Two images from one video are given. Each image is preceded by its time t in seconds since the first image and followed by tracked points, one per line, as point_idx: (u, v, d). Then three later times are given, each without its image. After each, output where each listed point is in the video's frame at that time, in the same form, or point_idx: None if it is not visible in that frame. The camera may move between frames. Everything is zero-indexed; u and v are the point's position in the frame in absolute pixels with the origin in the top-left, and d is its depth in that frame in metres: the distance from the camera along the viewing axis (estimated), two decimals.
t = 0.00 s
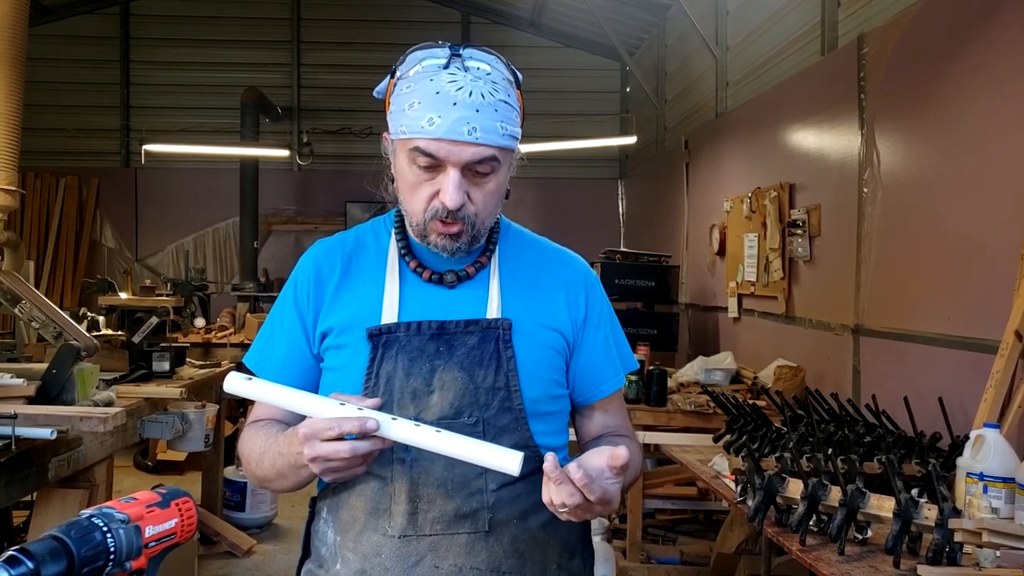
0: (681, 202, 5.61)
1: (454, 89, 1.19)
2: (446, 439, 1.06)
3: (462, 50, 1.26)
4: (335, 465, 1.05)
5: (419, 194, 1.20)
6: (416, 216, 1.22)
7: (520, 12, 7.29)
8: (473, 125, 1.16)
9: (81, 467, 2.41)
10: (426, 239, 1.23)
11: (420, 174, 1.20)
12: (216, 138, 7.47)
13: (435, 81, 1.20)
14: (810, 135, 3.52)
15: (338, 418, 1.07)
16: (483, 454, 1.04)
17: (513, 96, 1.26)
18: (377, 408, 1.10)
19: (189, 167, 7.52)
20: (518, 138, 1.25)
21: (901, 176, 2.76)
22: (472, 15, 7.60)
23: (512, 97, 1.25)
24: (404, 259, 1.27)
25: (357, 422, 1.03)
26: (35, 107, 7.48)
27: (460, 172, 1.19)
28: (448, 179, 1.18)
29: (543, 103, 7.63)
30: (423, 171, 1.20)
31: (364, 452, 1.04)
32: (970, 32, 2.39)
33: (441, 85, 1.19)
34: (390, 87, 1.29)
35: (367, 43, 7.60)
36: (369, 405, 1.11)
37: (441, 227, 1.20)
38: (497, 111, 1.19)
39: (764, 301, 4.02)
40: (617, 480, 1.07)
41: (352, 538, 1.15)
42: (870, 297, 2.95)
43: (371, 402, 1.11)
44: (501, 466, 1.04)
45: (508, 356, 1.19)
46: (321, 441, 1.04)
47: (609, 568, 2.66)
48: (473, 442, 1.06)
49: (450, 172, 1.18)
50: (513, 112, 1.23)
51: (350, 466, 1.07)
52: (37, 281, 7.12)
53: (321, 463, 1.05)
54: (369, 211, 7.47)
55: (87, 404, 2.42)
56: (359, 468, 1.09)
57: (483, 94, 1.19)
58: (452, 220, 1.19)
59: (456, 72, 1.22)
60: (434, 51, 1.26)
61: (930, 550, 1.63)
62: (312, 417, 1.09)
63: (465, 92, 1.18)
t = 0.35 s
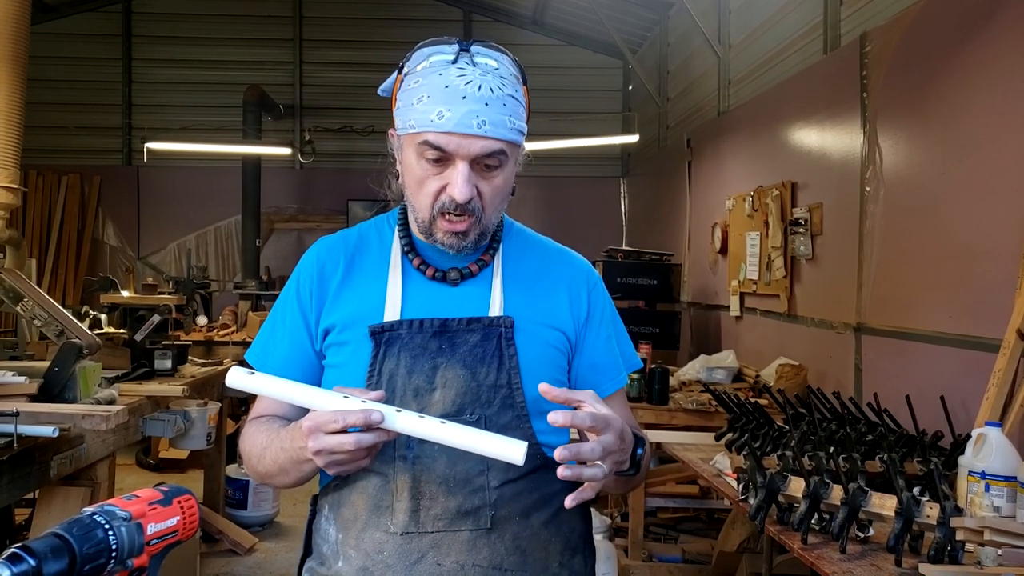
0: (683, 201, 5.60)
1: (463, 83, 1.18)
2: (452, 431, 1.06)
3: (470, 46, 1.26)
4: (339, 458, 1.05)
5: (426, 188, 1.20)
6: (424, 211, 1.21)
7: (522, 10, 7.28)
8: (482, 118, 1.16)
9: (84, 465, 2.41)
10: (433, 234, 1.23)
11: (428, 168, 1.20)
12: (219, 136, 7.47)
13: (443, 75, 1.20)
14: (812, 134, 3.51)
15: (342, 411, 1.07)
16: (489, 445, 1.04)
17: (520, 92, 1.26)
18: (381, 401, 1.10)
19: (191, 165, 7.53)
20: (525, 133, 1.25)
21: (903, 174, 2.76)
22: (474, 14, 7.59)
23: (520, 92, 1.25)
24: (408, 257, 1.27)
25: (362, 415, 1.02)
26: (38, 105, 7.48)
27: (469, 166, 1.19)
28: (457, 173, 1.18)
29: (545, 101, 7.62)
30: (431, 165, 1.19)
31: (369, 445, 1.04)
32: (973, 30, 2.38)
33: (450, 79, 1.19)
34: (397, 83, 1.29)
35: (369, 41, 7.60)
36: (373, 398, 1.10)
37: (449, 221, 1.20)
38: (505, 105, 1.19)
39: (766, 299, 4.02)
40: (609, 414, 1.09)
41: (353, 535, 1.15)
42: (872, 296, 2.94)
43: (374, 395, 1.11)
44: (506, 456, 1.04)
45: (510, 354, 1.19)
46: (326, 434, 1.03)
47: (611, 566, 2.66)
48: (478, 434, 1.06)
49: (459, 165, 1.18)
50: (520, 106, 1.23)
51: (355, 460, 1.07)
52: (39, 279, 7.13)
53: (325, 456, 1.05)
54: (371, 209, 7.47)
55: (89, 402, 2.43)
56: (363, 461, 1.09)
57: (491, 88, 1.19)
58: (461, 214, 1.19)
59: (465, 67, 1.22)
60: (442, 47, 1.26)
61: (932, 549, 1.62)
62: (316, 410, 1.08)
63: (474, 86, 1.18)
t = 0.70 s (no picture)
0: (683, 200, 5.60)
1: (477, 66, 1.20)
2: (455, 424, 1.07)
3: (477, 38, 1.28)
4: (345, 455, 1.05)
5: (437, 172, 1.19)
6: (431, 196, 1.20)
7: (522, 9, 7.28)
8: (497, 100, 1.18)
9: (84, 465, 2.42)
10: (439, 224, 1.21)
11: (438, 150, 1.20)
12: (219, 135, 7.47)
13: (456, 59, 1.21)
14: (813, 133, 3.51)
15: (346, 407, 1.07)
16: (495, 434, 1.05)
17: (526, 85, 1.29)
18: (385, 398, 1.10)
19: (191, 165, 7.53)
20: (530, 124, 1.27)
21: (904, 174, 2.76)
22: (474, 13, 7.59)
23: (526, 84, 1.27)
24: (407, 256, 1.27)
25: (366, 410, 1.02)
26: (38, 105, 7.48)
27: (481, 148, 1.19)
28: (470, 154, 1.18)
29: (545, 101, 7.62)
30: (443, 147, 1.19)
31: (375, 440, 1.04)
32: (973, 29, 2.38)
33: (464, 63, 1.20)
34: (403, 74, 1.30)
35: (370, 40, 7.60)
36: (377, 393, 1.10)
37: (458, 208, 1.20)
38: (516, 91, 1.21)
39: (766, 299, 4.02)
40: (592, 435, 1.05)
41: (353, 535, 1.15)
42: (872, 295, 2.94)
43: (378, 391, 1.10)
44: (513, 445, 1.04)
45: (509, 354, 1.19)
46: (331, 432, 1.03)
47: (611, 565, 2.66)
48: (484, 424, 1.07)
49: (472, 146, 1.18)
50: (527, 96, 1.26)
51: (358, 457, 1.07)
52: (39, 278, 7.14)
53: (332, 453, 1.04)
54: (371, 209, 7.47)
55: (90, 402, 2.43)
56: (369, 457, 1.09)
57: (504, 73, 1.21)
58: (471, 198, 1.19)
59: (476, 54, 1.24)
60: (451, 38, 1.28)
61: (931, 549, 1.62)
62: (320, 407, 1.08)
63: (487, 69, 1.20)
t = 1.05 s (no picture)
0: (683, 198, 5.60)
1: (469, 61, 1.20)
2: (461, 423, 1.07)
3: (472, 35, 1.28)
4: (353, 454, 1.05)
5: (430, 167, 1.19)
6: (427, 192, 1.20)
7: (522, 8, 7.27)
8: (487, 93, 1.18)
9: (84, 463, 2.42)
10: (435, 219, 1.22)
11: (432, 146, 1.20)
12: (218, 134, 7.46)
13: (449, 55, 1.22)
14: (813, 131, 3.51)
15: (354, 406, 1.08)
16: (502, 431, 1.06)
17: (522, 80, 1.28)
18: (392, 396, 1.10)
19: (190, 163, 7.52)
20: (527, 119, 1.26)
21: (903, 172, 2.76)
22: (474, 11, 7.58)
23: (522, 78, 1.27)
24: (408, 253, 1.27)
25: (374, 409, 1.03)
26: (37, 103, 7.48)
27: (474, 142, 1.19)
28: (462, 149, 1.18)
29: (545, 99, 7.62)
30: (436, 143, 1.19)
31: (385, 438, 1.04)
32: (973, 27, 2.38)
33: (456, 58, 1.21)
34: (401, 73, 1.31)
35: (369, 39, 7.60)
36: (386, 392, 1.10)
37: (451, 202, 1.19)
38: (509, 84, 1.21)
39: (766, 297, 4.02)
40: (583, 431, 1.05)
41: (353, 532, 1.15)
42: (872, 293, 2.95)
43: (387, 389, 1.10)
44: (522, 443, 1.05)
45: (509, 352, 1.19)
46: (342, 431, 1.03)
47: (611, 564, 2.66)
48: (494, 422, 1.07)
49: (464, 140, 1.18)
50: (522, 90, 1.25)
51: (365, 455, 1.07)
52: (38, 277, 7.14)
53: (341, 452, 1.04)
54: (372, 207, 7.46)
55: (90, 401, 2.43)
56: (378, 455, 1.08)
57: (496, 68, 1.21)
58: (464, 193, 1.19)
59: (469, 50, 1.24)
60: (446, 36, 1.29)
61: (931, 546, 1.63)
62: (327, 406, 1.08)
63: (479, 64, 1.20)
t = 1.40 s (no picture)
0: (684, 198, 5.59)
1: (432, 75, 1.19)
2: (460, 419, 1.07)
3: (449, 41, 1.26)
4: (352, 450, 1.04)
5: (403, 182, 1.20)
6: (404, 203, 1.22)
7: (522, 8, 7.27)
8: (444, 108, 1.15)
9: (85, 464, 2.42)
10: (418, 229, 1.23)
11: (404, 161, 1.21)
12: (219, 135, 7.46)
13: (417, 70, 1.22)
14: (813, 131, 3.51)
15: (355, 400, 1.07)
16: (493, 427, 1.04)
17: (500, 85, 1.24)
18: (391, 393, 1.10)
19: (191, 164, 7.52)
20: (504, 127, 1.22)
21: (904, 172, 2.76)
22: (474, 11, 7.58)
23: (497, 85, 1.23)
24: (409, 252, 1.27)
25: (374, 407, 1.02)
26: (38, 104, 7.48)
27: (438, 157, 1.17)
28: (426, 164, 1.17)
29: (544, 99, 7.62)
30: (406, 157, 1.20)
31: (383, 436, 1.04)
32: (973, 27, 2.38)
33: (422, 73, 1.20)
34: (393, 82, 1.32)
35: (370, 39, 7.60)
36: (385, 389, 1.10)
37: (426, 214, 1.20)
38: (473, 96, 1.18)
39: (766, 297, 4.02)
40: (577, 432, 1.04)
41: (353, 532, 1.15)
42: (873, 293, 2.94)
43: (387, 387, 1.10)
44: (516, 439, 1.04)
45: (509, 351, 1.19)
46: (341, 426, 1.03)
47: (612, 564, 2.66)
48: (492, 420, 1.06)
49: (427, 156, 1.17)
50: (494, 99, 1.21)
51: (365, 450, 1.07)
52: (39, 277, 7.15)
53: (340, 448, 1.04)
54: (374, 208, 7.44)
55: (91, 401, 2.43)
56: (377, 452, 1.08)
57: (459, 79, 1.18)
58: (434, 206, 1.18)
59: (438, 60, 1.23)
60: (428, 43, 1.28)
61: (933, 546, 1.63)
62: (327, 401, 1.08)
63: (443, 77, 1.18)
